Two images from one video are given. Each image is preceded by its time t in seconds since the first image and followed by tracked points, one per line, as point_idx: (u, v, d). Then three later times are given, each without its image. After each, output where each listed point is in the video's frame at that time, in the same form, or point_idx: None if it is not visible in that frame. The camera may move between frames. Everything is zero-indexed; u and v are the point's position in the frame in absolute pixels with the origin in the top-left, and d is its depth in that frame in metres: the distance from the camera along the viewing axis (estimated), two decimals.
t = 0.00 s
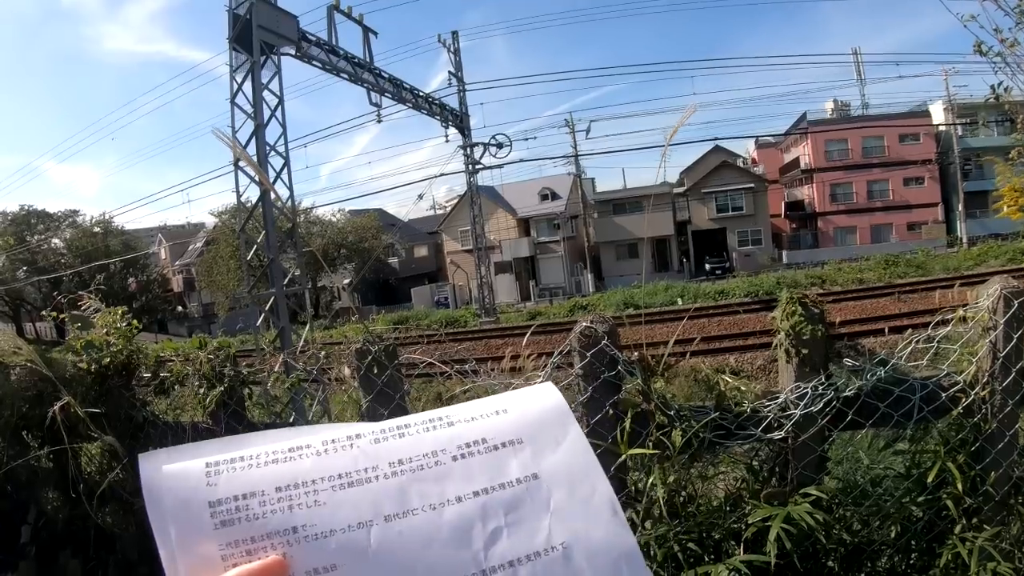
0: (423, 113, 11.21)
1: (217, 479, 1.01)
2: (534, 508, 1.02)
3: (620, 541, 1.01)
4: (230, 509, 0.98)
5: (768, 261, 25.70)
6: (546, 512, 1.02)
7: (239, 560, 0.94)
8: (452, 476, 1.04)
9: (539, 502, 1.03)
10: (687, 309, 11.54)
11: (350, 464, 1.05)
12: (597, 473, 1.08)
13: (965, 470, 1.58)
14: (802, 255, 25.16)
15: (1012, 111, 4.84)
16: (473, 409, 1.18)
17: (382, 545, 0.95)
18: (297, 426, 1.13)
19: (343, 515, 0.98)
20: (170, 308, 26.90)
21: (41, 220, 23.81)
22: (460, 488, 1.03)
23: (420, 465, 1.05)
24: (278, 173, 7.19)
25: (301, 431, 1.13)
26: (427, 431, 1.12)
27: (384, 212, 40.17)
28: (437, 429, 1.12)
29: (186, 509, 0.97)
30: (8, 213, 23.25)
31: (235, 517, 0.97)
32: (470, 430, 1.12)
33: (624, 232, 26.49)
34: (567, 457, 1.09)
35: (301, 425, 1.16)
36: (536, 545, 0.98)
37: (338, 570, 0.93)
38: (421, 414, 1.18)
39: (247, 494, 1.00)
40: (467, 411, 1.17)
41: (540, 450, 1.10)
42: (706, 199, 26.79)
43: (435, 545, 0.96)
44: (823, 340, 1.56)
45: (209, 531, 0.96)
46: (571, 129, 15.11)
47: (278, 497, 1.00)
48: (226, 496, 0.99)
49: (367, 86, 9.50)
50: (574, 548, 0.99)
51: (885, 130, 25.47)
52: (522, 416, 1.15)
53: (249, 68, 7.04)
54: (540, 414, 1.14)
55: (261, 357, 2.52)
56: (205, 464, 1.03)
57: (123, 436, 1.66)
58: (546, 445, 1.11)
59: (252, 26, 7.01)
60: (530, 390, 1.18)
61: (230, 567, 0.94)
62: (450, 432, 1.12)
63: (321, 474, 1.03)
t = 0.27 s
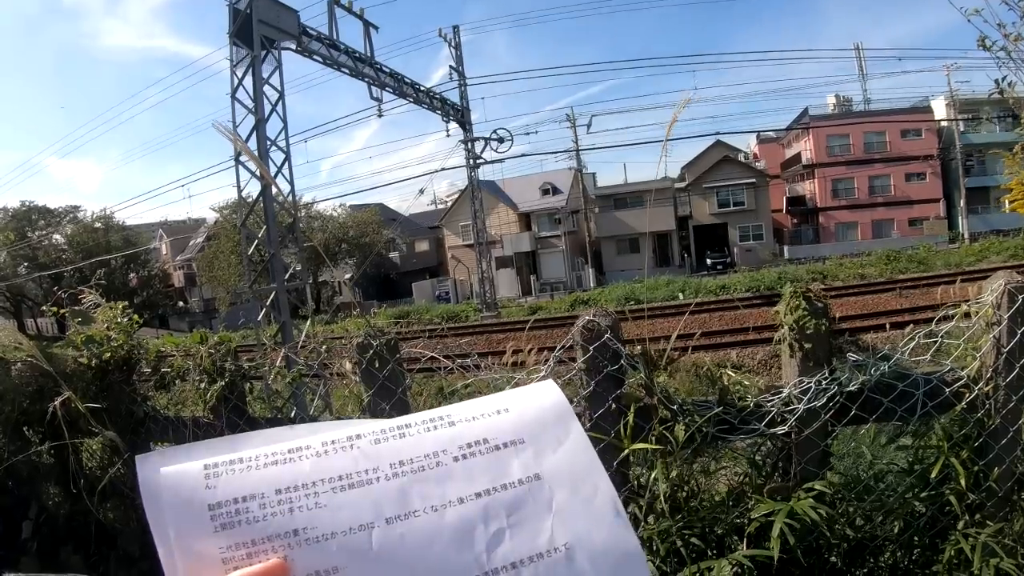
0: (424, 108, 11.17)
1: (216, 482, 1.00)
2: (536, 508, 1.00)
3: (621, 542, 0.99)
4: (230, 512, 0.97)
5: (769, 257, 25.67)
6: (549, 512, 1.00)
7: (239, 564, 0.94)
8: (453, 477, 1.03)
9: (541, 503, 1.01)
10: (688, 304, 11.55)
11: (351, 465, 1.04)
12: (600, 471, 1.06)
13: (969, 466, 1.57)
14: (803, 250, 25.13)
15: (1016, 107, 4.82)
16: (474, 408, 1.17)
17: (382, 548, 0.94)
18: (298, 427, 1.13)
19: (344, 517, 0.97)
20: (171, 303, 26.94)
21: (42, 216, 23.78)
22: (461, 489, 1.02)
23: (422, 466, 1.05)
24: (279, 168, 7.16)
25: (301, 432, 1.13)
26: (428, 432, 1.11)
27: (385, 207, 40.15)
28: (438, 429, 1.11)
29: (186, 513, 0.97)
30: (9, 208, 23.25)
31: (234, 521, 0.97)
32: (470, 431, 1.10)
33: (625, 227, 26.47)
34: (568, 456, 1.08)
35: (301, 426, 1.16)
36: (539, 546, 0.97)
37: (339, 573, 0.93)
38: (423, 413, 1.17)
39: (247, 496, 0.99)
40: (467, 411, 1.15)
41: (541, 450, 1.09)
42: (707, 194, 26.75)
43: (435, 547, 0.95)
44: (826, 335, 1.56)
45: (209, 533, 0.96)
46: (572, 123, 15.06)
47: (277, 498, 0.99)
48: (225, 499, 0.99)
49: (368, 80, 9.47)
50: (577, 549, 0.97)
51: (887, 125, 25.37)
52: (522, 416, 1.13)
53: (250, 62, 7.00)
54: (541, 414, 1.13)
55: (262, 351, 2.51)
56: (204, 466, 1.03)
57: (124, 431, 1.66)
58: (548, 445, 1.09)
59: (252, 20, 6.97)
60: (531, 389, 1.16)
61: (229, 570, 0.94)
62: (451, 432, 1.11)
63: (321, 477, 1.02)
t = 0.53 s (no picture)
0: (425, 103, 11.15)
1: (222, 480, 1.00)
2: (542, 506, 1.00)
3: (628, 539, 1.00)
4: (237, 510, 0.98)
5: (770, 253, 25.66)
6: (555, 510, 1.00)
7: (245, 562, 0.94)
8: (459, 474, 1.03)
9: (547, 501, 1.01)
10: (688, 300, 11.56)
11: (356, 463, 1.04)
12: (606, 467, 1.06)
13: (969, 463, 1.57)
14: (804, 246, 25.12)
15: (1016, 104, 4.82)
16: (480, 405, 1.17)
17: (389, 546, 0.95)
18: (304, 423, 1.13)
19: (350, 515, 0.97)
20: (172, 300, 26.96)
21: (42, 213, 23.76)
22: (467, 487, 1.02)
23: (428, 463, 1.04)
24: (280, 164, 7.15)
25: (307, 430, 1.13)
26: (434, 429, 1.11)
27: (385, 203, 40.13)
28: (444, 426, 1.11)
29: (192, 511, 0.97)
30: (9, 205, 23.21)
31: (240, 519, 0.97)
32: (476, 428, 1.10)
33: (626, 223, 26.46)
34: (575, 454, 1.07)
35: (307, 422, 1.16)
36: (545, 544, 0.97)
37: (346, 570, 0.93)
38: (428, 410, 1.17)
39: (253, 494, 0.99)
40: (473, 409, 1.15)
41: (548, 448, 1.08)
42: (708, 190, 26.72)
43: (442, 544, 0.95)
44: (826, 332, 1.56)
45: (216, 531, 0.96)
46: (573, 119, 15.04)
47: (284, 496, 0.99)
48: (232, 497, 0.99)
49: (368, 76, 9.45)
50: (583, 547, 0.97)
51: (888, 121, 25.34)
52: (528, 413, 1.13)
53: (250, 58, 6.98)
54: (548, 410, 1.12)
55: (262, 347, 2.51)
56: (209, 463, 1.03)
57: (125, 427, 1.66)
58: (555, 443, 1.09)
59: (252, 16, 6.95)
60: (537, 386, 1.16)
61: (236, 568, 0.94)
62: (458, 429, 1.11)
63: (327, 474, 1.02)
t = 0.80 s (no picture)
0: (424, 102, 11.14)
1: (221, 474, 1.00)
2: (539, 503, 1.00)
3: (626, 537, 1.00)
4: (235, 505, 0.98)
5: (769, 250, 25.68)
6: (552, 507, 1.00)
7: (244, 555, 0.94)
8: (457, 470, 1.03)
9: (545, 498, 1.01)
10: (687, 297, 11.57)
11: (354, 459, 1.04)
12: (604, 466, 1.06)
13: (966, 459, 1.57)
14: (804, 244, 25.11)
15: (1015, 102, 4.81)
16: (478, 401, 1.16)
17: (386, 541, 0.95)
18: (301, 420, 1.13)
19: (348, 511, 0.97)
20: (172, 299, 26.96)
21: (42, 212, 23.70)
22: (464, 484, 1.02)
23: (425, 460, 1.04)
24: (279, 162, 7.13)
25: (306, 425, 1.13)
26: (432, 426, 1.10)
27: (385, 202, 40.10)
28: (443, 423, 1.11)
29: (190, 506, 0.97)
30: (9, 205, 23.17)
31: (238, 514, 0.97)
32: (475, 424, 1.10)
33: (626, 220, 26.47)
34: (574, 451, 1.07)
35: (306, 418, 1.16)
36: (542, 540, 0.97)
37: (344, 565, 0.93)
38: (426, 406, 1.16)
39: (251, 490, 0.99)
40: (472, 405, 1.15)
41: (547, 444, 1.08)
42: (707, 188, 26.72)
43: (438, 541, 0.95)
44: (824, 328, 1.56)
45: (214, 526, 0.96)
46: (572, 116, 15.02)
47: (283, 491, 0.99)
48: (230, 491, 0.99)
49: (367, 75, 9.44)
50: (580, 544, 0.97)
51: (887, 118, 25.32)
52: (526, 411, 1.12)
53: (249, 57, 6.97)
54: (547, 407, 1.12)
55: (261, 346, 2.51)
56: (208, 458, 1.03)
57: (125, 426, 1.67)
58: (553, 440, 1.08)
59: (251, 15, 6.94)
60: (536, 383, 1.15)
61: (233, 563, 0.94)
62: (457, 425, 1.10)
63: (324, 470, 1.02)
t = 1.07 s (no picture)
0: (422, 102, 11.14)
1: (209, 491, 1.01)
2: (523, 522, 1.02)
3: (608, 556, 1.02)
4: (222, 522, 0.98)
5: (768, 249, 25.70)
6: (535, 526, 1.02)
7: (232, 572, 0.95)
8: (442, 489, 1.05)
9: (528, 517, 1.03)
10: (685, 296, 11.59)
11: (340, 476, 1.06)
12: (587, 484, 1.08)
13: (964, 457, 1.58)
14: (803, 242, 25.12)
15: (1012, 99, 4.82)
16: (462, 421, 1.18)
17: (372, 558, 0.97)
18: (291, 435, 1.14)
19: (333, 528, 0.99)
20: (171, 300, 26.97)
21: (41, 214, 23.68)
22: (449, 502, 1.03)
23: (409, 478, 1.06)
24: (277, 163, 7.13)
25: (295, 442, 1.15)
26: (417, 444, 1.12)
27: (384, 202, 40.11)
28: (427, 442, 1.12)
29: (179, 523, 0.98)
30: (7, 206, 23.15)
31: (227, 531, 0.98)
32: (459, 443, 1.12)
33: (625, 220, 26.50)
34: (556, 469, 1.09)
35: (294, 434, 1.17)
36: (526, 560, 0.99)
37: None
38: (412, 426, 1.17)
39: (239, 507, 1.01)
40: (457, 423, 1.17)
41: (529, 463, 1.10)
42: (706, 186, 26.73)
43: (423, 560, 0.97)
44: (822, 328, 1.56)
45: (201, 544, 0.97)
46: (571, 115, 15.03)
47: (269, 509, 1.00)
48: (218, 508, 1.00)
49: (366, 75, 9.44)
50: (564, 563, 0.99)
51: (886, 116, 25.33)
52: (508, 431, 1.14)
53: (247, 58, 6.97)
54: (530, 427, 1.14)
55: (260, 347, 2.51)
56: (196, 475, 1.04)
57: (125, 428, 1.67)
58: (534, 460, 1.11)
59: (250, 16, 6.94)
60: (519, 404, 1.18)
61: None
62: (441, 444, 1.12)
63: (310, 488, 1.03)
